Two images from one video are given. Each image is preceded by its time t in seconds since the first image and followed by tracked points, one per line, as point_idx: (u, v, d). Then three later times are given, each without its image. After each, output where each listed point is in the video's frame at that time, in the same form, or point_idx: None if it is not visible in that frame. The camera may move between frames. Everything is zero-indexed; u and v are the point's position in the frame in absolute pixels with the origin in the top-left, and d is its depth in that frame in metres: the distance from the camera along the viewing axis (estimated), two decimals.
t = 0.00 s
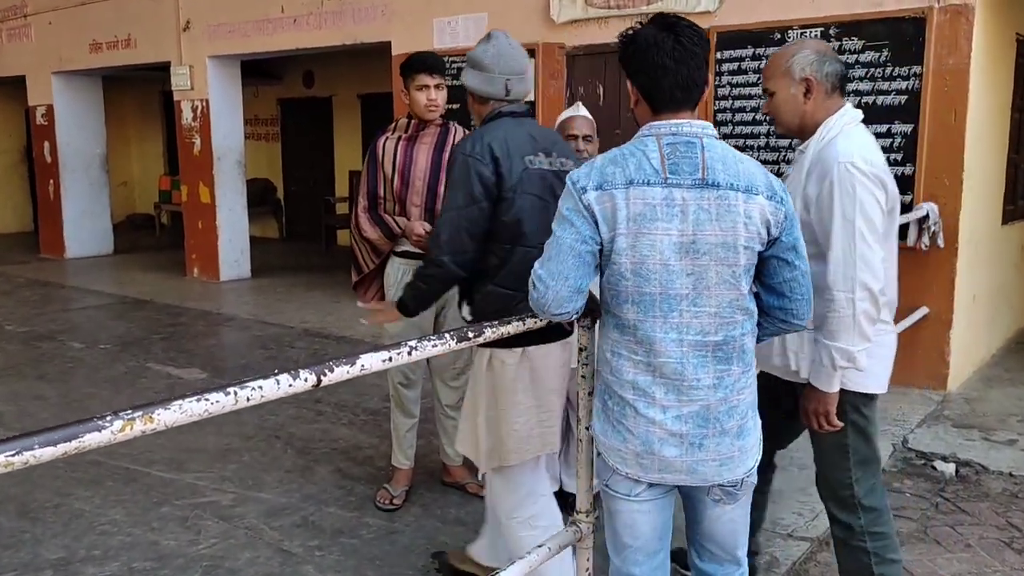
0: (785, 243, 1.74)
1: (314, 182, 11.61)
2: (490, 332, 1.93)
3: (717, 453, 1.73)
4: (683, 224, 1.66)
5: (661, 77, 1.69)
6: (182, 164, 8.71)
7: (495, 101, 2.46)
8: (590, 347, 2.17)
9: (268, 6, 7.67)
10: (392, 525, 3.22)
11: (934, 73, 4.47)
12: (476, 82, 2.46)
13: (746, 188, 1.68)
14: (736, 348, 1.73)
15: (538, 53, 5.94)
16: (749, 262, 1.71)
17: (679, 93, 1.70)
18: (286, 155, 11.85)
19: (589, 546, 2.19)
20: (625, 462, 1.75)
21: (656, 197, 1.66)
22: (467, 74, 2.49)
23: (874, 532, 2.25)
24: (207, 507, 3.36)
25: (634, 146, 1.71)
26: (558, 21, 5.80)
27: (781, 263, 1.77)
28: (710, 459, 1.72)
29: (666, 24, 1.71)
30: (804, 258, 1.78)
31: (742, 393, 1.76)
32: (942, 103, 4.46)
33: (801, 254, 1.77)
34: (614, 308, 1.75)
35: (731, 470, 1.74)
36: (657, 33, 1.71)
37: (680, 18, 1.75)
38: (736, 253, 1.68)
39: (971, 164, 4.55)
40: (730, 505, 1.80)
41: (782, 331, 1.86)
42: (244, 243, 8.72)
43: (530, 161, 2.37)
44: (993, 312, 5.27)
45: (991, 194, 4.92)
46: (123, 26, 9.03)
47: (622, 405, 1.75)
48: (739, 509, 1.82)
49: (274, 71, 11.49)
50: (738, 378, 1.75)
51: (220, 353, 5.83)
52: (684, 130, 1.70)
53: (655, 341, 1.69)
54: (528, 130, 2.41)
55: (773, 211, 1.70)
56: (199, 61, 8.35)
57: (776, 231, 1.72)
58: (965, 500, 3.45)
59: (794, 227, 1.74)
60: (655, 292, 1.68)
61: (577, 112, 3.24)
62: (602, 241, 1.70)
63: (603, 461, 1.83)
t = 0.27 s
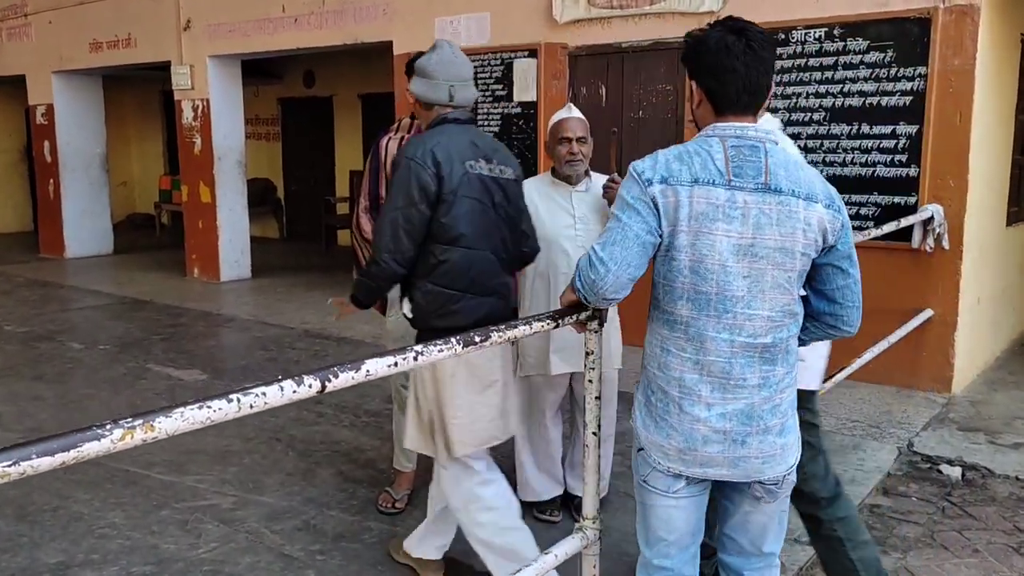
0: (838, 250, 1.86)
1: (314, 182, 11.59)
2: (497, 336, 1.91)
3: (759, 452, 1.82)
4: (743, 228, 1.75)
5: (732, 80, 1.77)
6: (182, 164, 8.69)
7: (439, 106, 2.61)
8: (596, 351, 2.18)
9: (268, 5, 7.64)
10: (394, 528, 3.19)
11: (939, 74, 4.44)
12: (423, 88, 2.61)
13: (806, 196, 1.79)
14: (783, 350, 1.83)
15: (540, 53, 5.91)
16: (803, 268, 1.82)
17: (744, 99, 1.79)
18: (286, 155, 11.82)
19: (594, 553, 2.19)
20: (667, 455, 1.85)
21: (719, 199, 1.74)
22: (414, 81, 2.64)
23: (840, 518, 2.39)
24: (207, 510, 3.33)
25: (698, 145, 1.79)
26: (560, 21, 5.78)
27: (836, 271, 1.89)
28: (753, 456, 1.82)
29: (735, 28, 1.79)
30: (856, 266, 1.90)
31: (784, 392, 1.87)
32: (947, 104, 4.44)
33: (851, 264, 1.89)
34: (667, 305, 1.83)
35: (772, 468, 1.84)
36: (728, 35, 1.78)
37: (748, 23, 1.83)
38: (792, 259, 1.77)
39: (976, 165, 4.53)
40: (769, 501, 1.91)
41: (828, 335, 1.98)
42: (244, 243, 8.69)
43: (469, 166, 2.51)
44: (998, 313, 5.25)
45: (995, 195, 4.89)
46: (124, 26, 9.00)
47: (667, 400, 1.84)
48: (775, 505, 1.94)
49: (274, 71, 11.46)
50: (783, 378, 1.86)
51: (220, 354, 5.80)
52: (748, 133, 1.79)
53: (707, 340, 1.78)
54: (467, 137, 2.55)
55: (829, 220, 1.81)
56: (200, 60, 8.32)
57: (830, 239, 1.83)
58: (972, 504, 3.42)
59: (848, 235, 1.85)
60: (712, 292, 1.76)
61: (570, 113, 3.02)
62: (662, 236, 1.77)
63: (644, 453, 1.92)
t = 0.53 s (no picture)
0: (889, 259, 1.91)
1: (315, 182, 11.55)
2: (505, 339, 1.89)
3: (789, 450, 1.90)
4: (793, 231, 1.81)
5: (804, 77, 1.84)
6: (182, 164, 8.65)
7: (388, 101, 2.59)
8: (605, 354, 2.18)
9: (269, 4, 7.60)
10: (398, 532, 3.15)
11: (946, 73, 4.40)
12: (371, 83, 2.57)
13: (860, 204, 1.84)
14: (820, 353, 1.90)
15: (542, 52, 5.87)
16: (849, 274, 1.88)
17: (812, 97, 1.86)
18: (286, 155, 11.77)
19: (602, 561, 2.17)
20: (697, 446, 1.95)
21: (771, 200, 1.81)
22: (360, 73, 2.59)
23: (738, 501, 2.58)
24: (208, 514, 3.29)
25: (757, 144, 1.86)
26: (563, 20, 5.74)
27: (888, 280, 1.94)
28: (783, 453, 1.90)
29: (809, 28, 1.87)
30: (909, 276, 1.94)
31: (818, 394, 1.94)
32: (954, 104, 4.39)
33: (902, 275, 1.93)
34: (710, 300, 1.92)
35: (801, 466, 1.91)
36: (801, 33, 1.86)
37: (822, 25, 1.90)
38: (840, 265, 1.84)
39: (983, 166, 4.49)
40: (795, 499, 1.98)
41: (880, 341, 2.03)
42: (245, 243, 8.65)
43: (415, 160, 2.54)
44: (1005, 314, 5.21)
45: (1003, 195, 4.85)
46: (124, 25, 8.96)
47: (701, 393, 1.93)
48: (802, 504, 2.00)
49: (275, 70, 11.42)
50: (817, 379, 1.93)
51: (220, 355, 5.76)
52: (808, 137, 1.86)
53: (745, 338, 1.86)
54: (413, 130, 2.57)
55: (882, 230, 1.86)
56: (200, 59, 8.28)
57: (882, 248, 1.88)
58: (981, 508, 3.38)
59: (900, 246, 1.90)
60: (755, 291, 1.84)
61: (586, 113, 2.99)
62: (710, 232, 1.86)
63: (675, 442, 2.02)
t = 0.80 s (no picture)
0: (914, 266, 1.86)
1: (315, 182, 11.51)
2: (512, 345, 1.88)
3: (806, 456, 1.88)
4: (814, 235, 1.79)
5: (839, 77, 1.81)
6: (181, 164, 8.60)
7: (319, 111, 2.63)
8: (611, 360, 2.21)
9: (268, 3, 7.56)
10: (399, 538, 3.11)
11: (953, 72, 4.36)
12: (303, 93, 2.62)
13: (885, 209, 1.80)
14: (840, 359, 1.87)
15: (544, 52, 5.83)
16: (872, 280, 1.83)
17: (845, 98, 1.82)
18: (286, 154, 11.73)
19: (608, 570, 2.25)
20: (713, 449, 1.95)
21: (791, 204, 1.79)
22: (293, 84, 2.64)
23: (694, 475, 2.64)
24: (207, 519, 3.25)
25: (780, 146, 1.84)
26: (565, 19, 5.70)
27: (911, 287, 1.89)
28: (800, 459, 1.88)
29: (849, 27, 1.83)
30: (933, 284, 1.88)
31: (838, 399, 1.91)
32: (961, 104, 4.35)
33: (926, 283, 1.88)
34: (728, 303, 1.91)
35: (818, 473, 1.89)
36: (841, 32, 1.82)
37: (864, 26, 1.86)
38: (861, 272, 1.80)
39: (990, 166, 4.44)
40: (811, 506, 1.94)
41: (900, 350, 1.97)
42: (245, 244, 8.61)
43: (344, 168, 2.55)
44: (1012, 316, 5.17)
45: (1010, 195, 4.81)
46: (123, 24, 8.91)
47: (717, 396, 1.93)
48: (819, 510, 1.96)
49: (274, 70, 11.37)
50: (837, 386, 1.90)
51: (219, 357, 5.71)
52: (834, 138, 1.82)
53: (763, 343, 1.85)
54: (345, 139, 2.59)
55: (907, 236, 1.81)
56: (199, 59, 8.24)
57: (907, 254, 1.84)
58: (990, 513, 3.34)
59: (926, 252, 1.84)
60: (774, 296, 1.82)
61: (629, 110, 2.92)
62: (728, 235, 1.86)
63: (691, 443, 2.03)
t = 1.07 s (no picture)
0: (904, 273, 1.80)
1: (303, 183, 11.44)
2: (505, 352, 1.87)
3: (791, 461, 1.84)
4: (795, 231, 1.77)
5: (839, 79, 1.78)
6: (167, 164, 8.52)
7: (245, 105, 2.67)
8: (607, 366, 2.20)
9: (255, 1, 7.48)
10: (389, 544, 3.06)
11: (944, 73, 4.35)
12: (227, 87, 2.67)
13: (873, 211, 1.75)
14: (828, 363, 1.82)
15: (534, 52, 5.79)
16: (858, 284, 1.78)
17: (844, 100, 1.79)
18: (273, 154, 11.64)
19: None
20: (699, 447, 1.95)
21: (773, 198, 1.79)
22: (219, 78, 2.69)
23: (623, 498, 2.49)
24: (192, 525, 3.19)
25: (769, 144, 1.85)
26: (554, 19, 5.66)
27: (899, 297, 1.83)
28: (785, 464, 1.84)
29: (852, 31, 1.80)
30: (924, 292, 1.82)
31: (828, 407, 1.87)
32: (952, 105, 4.34)
33: (917, 290, 1.81)
34: (714, 298, 1.91)
35: (804, 480, 1.85)
36: (845, 35, 1.79)
37: (869, 28, 1.83)
38: (843, 272, 1.76)
39: (981, 167, 4.44)
40: (802, 516, 1.90)
41: (889, 363, 1.91)
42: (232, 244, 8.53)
43: (269, 160, 2.59)
44: (1002, 318, 5.18)
45: (1000, 197, 4.81)
46: (108, 22, 8.82)
47: (702, 395, 1.93)
48: (812, 523, 1.92)
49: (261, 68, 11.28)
50: (825, 391, 1.85)
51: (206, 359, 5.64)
52: (825, 137, 1.79)
53: (745, 339, 1.83)
54: (273, 132, 2.63)
55: (895, 239, 1.76)
56: (185, 57, 8.15)
57: (896, 260, 1.77)
58: (984, 517, 3.32)
59: (918, 259, 1.78)
60: (754, 291, 1.81)
61: (639, 110, 2.96)
62: (713, 227, 1.88)
63: (681, 444, 2.02)
